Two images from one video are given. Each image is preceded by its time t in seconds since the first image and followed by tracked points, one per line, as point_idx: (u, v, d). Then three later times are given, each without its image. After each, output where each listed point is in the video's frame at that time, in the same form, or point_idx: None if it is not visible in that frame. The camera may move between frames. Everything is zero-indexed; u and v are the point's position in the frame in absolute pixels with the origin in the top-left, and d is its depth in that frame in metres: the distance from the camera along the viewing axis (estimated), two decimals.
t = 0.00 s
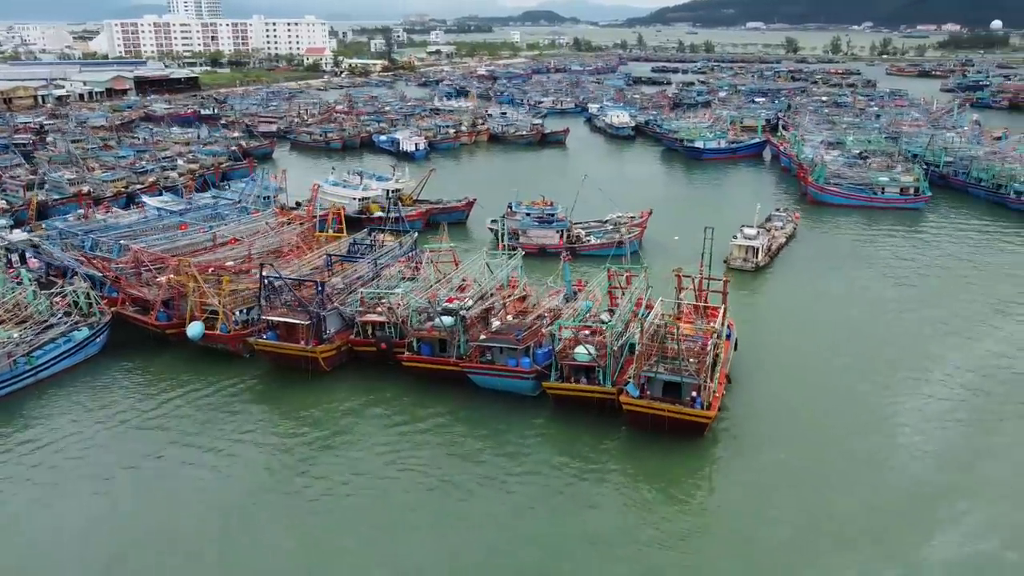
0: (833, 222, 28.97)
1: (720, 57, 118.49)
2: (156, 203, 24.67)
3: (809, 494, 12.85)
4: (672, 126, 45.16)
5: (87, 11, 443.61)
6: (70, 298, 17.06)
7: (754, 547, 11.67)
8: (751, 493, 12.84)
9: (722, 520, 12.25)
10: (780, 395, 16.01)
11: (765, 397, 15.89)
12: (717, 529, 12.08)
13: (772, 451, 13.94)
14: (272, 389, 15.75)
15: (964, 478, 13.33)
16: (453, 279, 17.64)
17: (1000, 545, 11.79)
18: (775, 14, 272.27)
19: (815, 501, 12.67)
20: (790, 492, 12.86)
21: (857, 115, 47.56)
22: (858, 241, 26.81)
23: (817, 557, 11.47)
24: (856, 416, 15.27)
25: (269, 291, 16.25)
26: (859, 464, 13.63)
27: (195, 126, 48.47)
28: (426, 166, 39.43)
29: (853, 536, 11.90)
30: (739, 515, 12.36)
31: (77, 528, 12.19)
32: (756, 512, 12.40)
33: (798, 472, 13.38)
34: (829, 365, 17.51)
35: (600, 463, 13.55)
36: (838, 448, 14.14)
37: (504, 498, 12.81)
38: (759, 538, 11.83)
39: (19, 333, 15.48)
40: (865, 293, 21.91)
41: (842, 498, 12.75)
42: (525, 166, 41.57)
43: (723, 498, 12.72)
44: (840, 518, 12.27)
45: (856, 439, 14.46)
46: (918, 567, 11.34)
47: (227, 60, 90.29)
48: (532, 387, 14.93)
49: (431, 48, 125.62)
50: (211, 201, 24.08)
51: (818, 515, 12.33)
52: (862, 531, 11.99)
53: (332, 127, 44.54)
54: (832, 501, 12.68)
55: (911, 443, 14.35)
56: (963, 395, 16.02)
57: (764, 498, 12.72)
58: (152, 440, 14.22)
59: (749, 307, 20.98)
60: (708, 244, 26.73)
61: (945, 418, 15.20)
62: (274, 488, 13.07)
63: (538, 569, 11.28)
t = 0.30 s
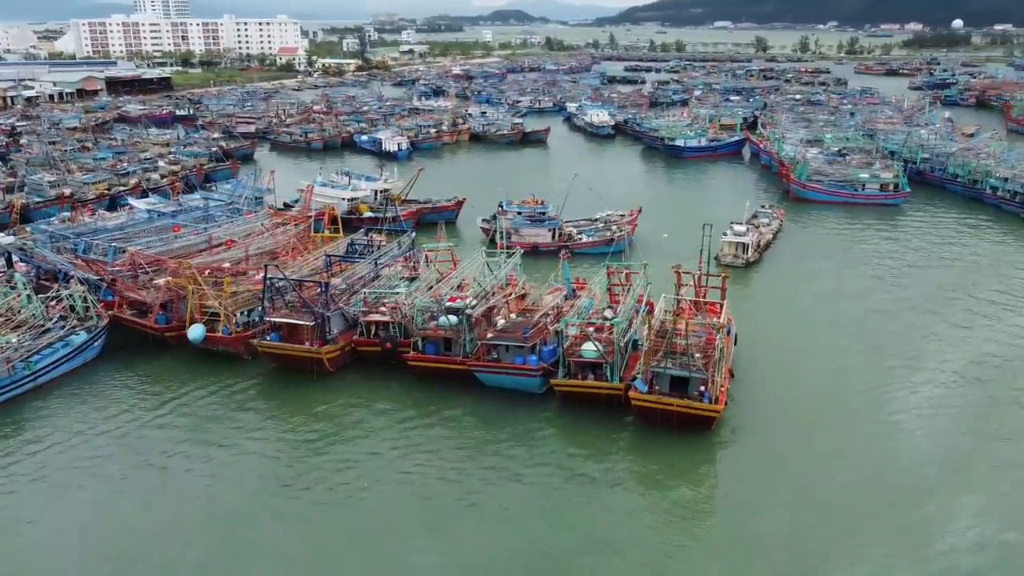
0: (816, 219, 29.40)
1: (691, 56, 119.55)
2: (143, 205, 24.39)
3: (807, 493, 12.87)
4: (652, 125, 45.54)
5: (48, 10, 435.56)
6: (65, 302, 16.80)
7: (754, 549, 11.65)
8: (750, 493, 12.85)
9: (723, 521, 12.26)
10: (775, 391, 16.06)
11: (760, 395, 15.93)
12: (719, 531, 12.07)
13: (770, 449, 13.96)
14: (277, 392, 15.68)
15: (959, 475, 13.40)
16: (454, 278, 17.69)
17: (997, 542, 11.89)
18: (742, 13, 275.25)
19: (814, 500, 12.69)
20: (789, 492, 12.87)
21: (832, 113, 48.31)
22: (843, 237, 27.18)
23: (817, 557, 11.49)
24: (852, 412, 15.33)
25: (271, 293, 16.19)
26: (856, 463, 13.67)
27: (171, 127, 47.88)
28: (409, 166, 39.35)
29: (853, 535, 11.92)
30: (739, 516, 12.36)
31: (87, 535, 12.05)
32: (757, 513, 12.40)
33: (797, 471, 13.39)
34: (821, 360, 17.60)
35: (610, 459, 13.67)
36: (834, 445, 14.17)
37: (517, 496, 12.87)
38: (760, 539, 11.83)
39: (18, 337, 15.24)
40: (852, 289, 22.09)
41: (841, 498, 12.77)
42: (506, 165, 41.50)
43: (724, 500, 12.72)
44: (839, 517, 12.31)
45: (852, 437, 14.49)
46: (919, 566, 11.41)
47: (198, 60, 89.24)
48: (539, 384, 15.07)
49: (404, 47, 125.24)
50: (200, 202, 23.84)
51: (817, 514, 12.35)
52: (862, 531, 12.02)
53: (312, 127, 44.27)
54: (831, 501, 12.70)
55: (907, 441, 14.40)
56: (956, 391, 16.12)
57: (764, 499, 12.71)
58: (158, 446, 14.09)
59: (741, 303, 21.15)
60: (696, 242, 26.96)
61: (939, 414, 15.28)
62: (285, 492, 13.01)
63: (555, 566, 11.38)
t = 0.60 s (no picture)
0: (799, 216, 29.86)
1: (661, 54, 120.51)
2: (130, 208, 24.11)
3: (806, 492, 12.99)
4: (631, 123, 45.90)
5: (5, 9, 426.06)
6: (61, 308, 16.55)
7: (756, 549, 11.75)
8: (751, 493, 12.96)
9: (727, 520, 12.37)
10: (771, 389, 16.19)
11: (757, 393, 16.06)
12: (723, 531, 12.16)
13: (769, 448, 14.08)
14: (283, 396, 15.63)
15: (954, 471, 13.58)
16: (455, 279, 17.72)
17: (993, 537, 12.07)
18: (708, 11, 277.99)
19: (813, 499, 12.82)
20: (789, 491, 12.99)
21: (807, 111, 49.10)
22: (827, 233, 27.57)
23: (819, 556, 11.62)
24: (848, 409, 15.48)
25: (274, 295, 16.14)
26: (854, 460, 13.82)
27: (146, 128, 47.18)
28: (391, 166, 39.23)
29: (852, 534, 12.06)
30: (742, 516, 12.46)
31: (102, 544, 11.95)
32: (759, 513, 12.51)
33: (796, 469, 13.52)
34: (814, 356, 17.75)
35: (621, 455, 13.86)
36: (828, 443, 14.32)
37: (531, 494, 13.02)
38: (761, 539, 11.93)
39: (16, 345, 15.02)
40: (839, 285, 22.34)
41: (840, 496, 12.91)
42: (487, 165, 41.49)
43: (727, 500, 12.82)
44: (839, 516, 12.45)
45: (849, 434, 14.63)
46: (920, 562, 11.57)
47: (167, 60, 88.03)
48: (546, 382, 15.20)
49: (375, 46, 124.58)
50: (188, 204, 23.59)
51: (816, 513, 12.49)
52: (861, 529, 12.16)
53: (291, 127, 43.94)
54: (830, 499, 12.83)
55: (903, 437, 14.56)
56: (948, 385, 16.32)
57: (764, 499, 12.83)
58: (167, 453, 14.00)
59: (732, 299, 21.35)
60: (684, 239, 27.22)
61: (933, 410, 15.46)
62: (299, 496, 13.01)
63: (575, 562, 11.54)
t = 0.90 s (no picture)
0: (783, 213, 30.32)
1: (633, 53, 121.26)
2: (117, 211, 23.83)
3: (805, 489, 13.18)
4: (612, 122, 46.20)
5: None
6: (59, 314, 16.31)
7: (762, 548, 11.87)
8: (754, 492, 13.09)
9: (734, 520, 12.49)
10: (768, 386, 16.34)
11: (755, 390, 16.21)
12: (729, 531, 12.28)
13: (771, 447, 14.22)
14: (290, 399, 15.59)
15: (951, 465, 13.77)
16: (457, 279, 17.75)
17: (992, 530, 12.26)
18: (678, 9, 279.76)
19: (815, 497, 12.96)
20: (792, 490, 13.12)
21: (783, 109, 49.81)
22: (812, 230, 27.98)
23: (823, 554, 11.76)
24: (844, 405, 15.65)
25: (278, 298, 16.10)
26: (852, 457, 13.98)
27: (121, 128, 46.48)
28: (375, 166, 39.11)
29: (855, 530, 12.22)
30: (746, 515, 12.59)
31: (118, 551, 11.86)
32: (763, 512, 12.63)
33: (796, 467, 13.67)
34: (808, 352, 17.95)
35: (631, 452, 14.05)
36: (825, 439, 14.51)
37: (546, 492, 13.15)
38: (766, 539, 12.05)
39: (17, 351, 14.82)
40: (826, 281, 22.62)
41: (841, 493, 13.06)
42: (468, 165, 41.38)
43: (732, 500, 12.94)
44: (841, 513, 12.60)
45: (847, 430, 14.80)
46: (920, 554, 11.80)
47: (137, 59, 86.68)
48: (552, 381, 15.33)
49: (348, 44, 123.71)
50: (178, 207, 23.37)
51: (818, 511, 12.64)
52: (863, 525, 12.32)
53: (271, 127, 43.58)
54: (831, 497, 12.98)
55: (900, 432, 14.74)
56: (942, 379, 16.52)
57: (767, 498, 12.96)
58: (176, 458, 13.90)
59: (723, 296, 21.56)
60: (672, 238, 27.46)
61: (928, 404, 15.66)
62: (315, 498, 13.01)
63: (596, 560, 11.71)
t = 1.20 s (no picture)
0: (767, 210, 30.78)
1: (605, 52, 121.94)
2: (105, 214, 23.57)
3: (807, 484, 13.40)
4: (592, 121, 46.47)
5: None
6: (58, 319, 16.09)
7: (769, 547, 12.02)
8: (757, 490, 13.25)
9: (740, 518, 12.65)
10: (766, 384, 16.56)
11: (753, 387, 16.43)
12: (736, 528, 12.43)
13: (771, 445, 14.38)
14: (296, 402, 15.58)
15: (948, 460, 14.02)
16: (458, 279, 17.87)
17: (991, 523, 12.53)
18: (646, 7, 281.57)
19: (817, 494, 13.15)
20: (794, 488, 13.29)
21: (759, 107, 50.50)
22: (796, 227, 28.40)
23: (828, 549, 11.96)
24: (841, 402, 15.89)
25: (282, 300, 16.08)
26: (852, 454, 14.19)
27: (96, 130, 45.76)
28: (357, 166, 38.96)
29: (859, 527, 12.40)
30: (752, 513, 12.73)
31: (133, 558, 11.80)
32: (768, 510, 12.78)
33: (797, 465, 13.85)
34: (802, 350, 18.23)
35: (640, 448, 14.24)
36: (823, 435, 14.74)
37: (558, 490, 13.29)
38: (772, 537, 12.21)
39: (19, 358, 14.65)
40: (815, 278, 22.96)
41: (843, 491, 13.23)
42: (448, 165, 41.31)
43: (737, 497, 13.11)
44: (844, 510, 12.79)
45: (844, 427, 15.03)
46: (922, 546, 12.06)
47: (106, 59, 85.28)
48: (560, 380, 15.50)
49: (319, 44, 122.83)
50: (167, 209, 23.17)
51: (821, 509, 12.81)
52: (866, 521, 12.52)
53: (250, 128, 43.21)
54: (832, 492, 13.22)
55: (896, 428, 15.00)
56: (934, 374, 16.84)
57: (771, 496, 13.12)
58: (186, 463, 13.85)
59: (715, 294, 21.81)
60: (660, 237, 27.74)
61: (922, 399, 15.94)
62: (328, 503, 13.01)
63: (611, 556, 11.89)
